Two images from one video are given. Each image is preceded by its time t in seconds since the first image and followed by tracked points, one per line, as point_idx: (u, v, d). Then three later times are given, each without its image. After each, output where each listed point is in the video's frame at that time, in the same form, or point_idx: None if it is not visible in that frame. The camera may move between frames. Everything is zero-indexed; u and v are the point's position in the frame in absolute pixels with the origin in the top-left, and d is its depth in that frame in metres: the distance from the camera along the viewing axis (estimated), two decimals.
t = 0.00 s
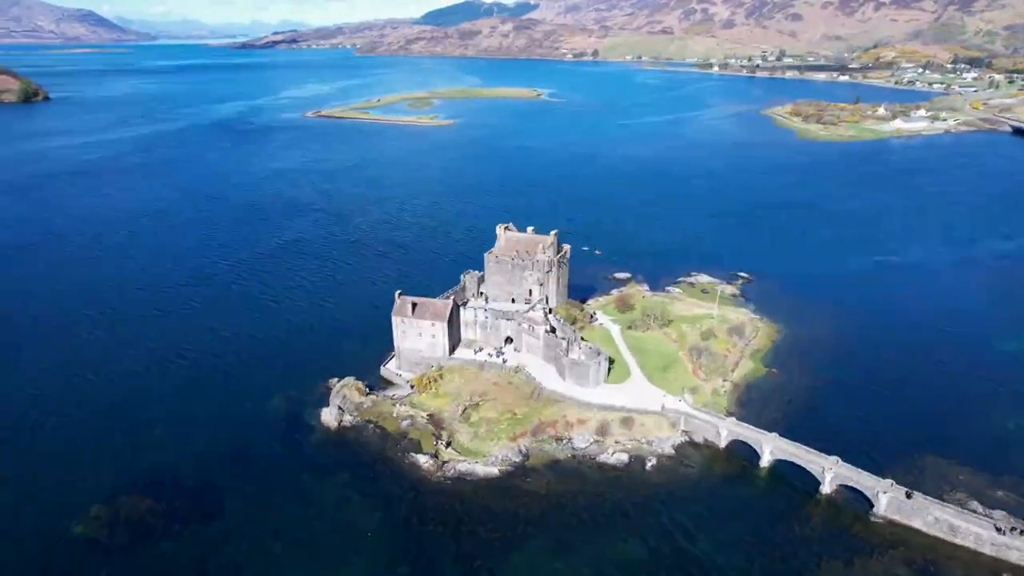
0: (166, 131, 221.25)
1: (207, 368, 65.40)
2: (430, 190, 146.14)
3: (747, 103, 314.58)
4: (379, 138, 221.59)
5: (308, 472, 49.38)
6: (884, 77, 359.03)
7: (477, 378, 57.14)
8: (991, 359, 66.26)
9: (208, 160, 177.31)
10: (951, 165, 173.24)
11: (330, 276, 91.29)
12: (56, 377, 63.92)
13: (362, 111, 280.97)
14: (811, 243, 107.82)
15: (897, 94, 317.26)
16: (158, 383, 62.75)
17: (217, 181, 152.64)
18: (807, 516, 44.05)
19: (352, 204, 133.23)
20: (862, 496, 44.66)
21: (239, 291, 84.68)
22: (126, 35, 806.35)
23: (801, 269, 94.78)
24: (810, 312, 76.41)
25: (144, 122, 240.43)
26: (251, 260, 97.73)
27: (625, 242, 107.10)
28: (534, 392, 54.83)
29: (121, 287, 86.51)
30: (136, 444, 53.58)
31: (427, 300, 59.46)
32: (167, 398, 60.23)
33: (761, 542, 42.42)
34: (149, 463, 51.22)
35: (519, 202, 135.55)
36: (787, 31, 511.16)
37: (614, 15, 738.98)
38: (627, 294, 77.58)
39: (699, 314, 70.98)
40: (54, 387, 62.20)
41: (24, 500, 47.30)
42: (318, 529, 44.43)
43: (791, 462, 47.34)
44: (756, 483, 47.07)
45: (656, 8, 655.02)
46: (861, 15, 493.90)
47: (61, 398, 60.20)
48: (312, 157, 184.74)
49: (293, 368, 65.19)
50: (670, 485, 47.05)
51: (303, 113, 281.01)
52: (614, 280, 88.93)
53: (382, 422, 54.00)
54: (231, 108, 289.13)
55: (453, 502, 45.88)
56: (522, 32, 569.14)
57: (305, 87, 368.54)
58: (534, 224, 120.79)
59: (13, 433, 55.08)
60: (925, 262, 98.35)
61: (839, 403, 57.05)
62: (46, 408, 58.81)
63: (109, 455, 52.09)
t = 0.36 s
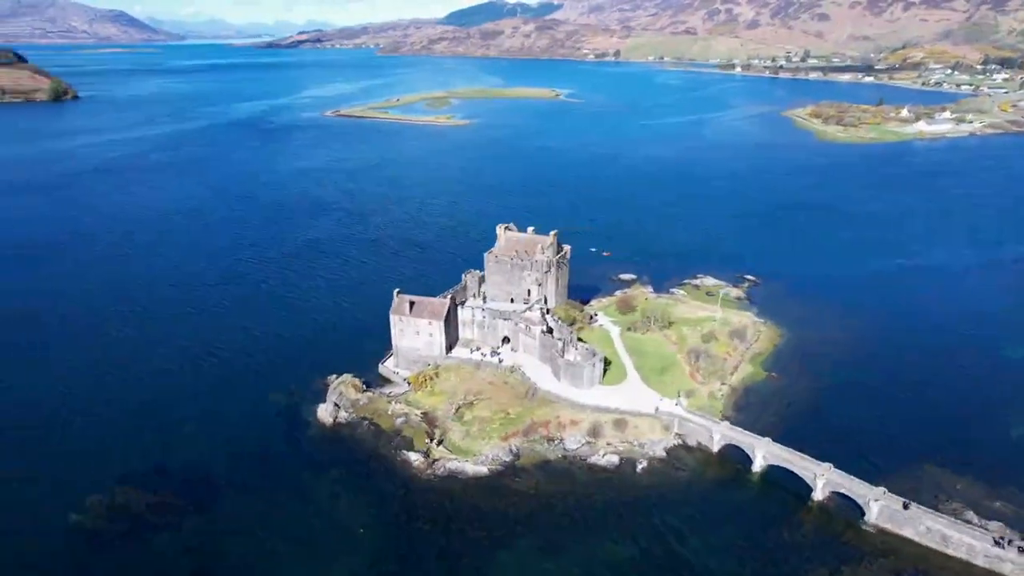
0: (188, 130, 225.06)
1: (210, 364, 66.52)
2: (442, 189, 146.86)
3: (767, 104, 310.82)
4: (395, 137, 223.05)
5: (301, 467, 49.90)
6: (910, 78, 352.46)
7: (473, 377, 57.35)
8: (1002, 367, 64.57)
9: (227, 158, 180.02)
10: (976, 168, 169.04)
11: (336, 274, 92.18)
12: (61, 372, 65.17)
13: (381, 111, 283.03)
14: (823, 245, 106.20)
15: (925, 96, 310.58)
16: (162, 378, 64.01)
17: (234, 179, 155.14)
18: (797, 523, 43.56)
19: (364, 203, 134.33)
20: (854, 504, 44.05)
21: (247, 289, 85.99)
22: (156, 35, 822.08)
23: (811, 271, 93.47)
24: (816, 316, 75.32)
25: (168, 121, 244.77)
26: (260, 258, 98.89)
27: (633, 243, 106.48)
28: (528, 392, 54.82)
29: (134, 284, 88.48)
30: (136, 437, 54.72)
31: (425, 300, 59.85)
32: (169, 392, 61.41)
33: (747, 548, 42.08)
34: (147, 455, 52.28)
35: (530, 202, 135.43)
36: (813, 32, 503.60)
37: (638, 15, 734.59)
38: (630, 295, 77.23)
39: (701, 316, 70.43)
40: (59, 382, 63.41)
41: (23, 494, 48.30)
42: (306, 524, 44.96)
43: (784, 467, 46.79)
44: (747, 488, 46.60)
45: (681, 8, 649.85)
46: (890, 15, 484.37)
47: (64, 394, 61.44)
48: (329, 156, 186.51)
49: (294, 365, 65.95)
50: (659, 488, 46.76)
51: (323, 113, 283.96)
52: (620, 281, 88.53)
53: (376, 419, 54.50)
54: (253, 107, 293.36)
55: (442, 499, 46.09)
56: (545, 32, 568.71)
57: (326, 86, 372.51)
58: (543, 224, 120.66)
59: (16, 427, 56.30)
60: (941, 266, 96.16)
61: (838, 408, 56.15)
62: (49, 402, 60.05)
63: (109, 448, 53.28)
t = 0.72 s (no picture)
0: (208, 128, 228.46)
1: (213, 359, 67.54)
2: (453, 188, 147.31)
3: (788, 106, 306.70)
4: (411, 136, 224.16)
5: (295, 462, 50.48)
6: (936, 79, 345.47)
7: (469, 376, 57.53)
8: (1010, 375, 63.10)
9: (244, 156, 182.50)
10: (1000, 171, 165.15)
11: (343, 273, 92.97)
12: (68, 366, 66.52)
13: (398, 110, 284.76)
14: (834, 248, 104.70)
15: (951, 97, 304.15)
16: (166, 372, 65.20)
17: (249, 177, 157.17)
18: (787, 528, 43.09)
19: (375, 201, 135.25)
20: (847, 510, 43.50)
21: (254, 286, 87.17)
22: (183, 35, 835.12)
23: (819, 274, 92.21)
24: (821, 320, 74.29)
25: (189, 120, 248.60)
26: (269, 256, 100.05)
27: (641, 244, 105.96)
28: (523, 392, 54.85)
29: (145, 279, 90.16)
30: (137, 429, 55.82)
31: (423, 298, 60.14)
32: (172, 386, 62.51)
33: (733, 551, 41.72)
34: (146, 448, 53.27)
35: (540, 202, 135.29)
36: (838, 32, 495.87)
37: (660, 15, 729.64)
38: (632, 297, 76.86)
39: (703, 318, 69.86)
40: (65, 376, 64.74)
41: (25, 483, 49.44)
42: (296, 518, 45.47)
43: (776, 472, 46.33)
44: (738, 492, 46.20)
45: (704, 9, 644.46)
46: (918, 14, 474.92)
47: (70, 387, 62.70)
48: (344, 154, 188.09)
49: (295, 362, 66.71)
50: (649, 490, 46.50)
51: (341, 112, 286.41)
52: (624, 282, 88.15)
53: (372, 416, 54.92)
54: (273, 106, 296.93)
55: (430, 497, 46.29)
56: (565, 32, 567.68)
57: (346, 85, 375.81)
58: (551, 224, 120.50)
59: (22, 419, 57.62)
60: (954, 271, 94.18)
61: (837, 414, 55.34)
62: (55, 395, 61.33)
63: (110, 440, 54.39)
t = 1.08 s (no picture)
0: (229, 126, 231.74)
1: (218, 352, 68.86)
2: (466, 187, 147.88)
3: (810, 107, 302.05)
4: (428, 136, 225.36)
5: (291, 457, 51.03)
6: (965, 80, 337.65)
7: (464, 375, 57.72)
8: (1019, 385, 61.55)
9: (262, 154, 185.15)
10: None
11: (350, 271, 93.84)
12: (74, 357, 67.89)
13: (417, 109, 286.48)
14: (845, 251, 103.09)
15: (981, 99, 297.10)
16: (170, 364, 66.44)
17: (266, 174, 159.44)
18: (775, 534, 42.63)
19: (386, 200, 136.16)
20: (836, 517, 42.96)
21: (262, 282, 88.33)
22: (212, 34, 848.35)
23: (827, 277, 90.94)
24: (826, 324, 73.25)
25: (211, 118, 252.41)
26: (278, 253, 101.14)
27: (648, 245, 105.30)
28: (517, 391, 54.82)
29: (157, 273, 91.92)
30: (139, 419, 56.96)
31: (421, 297, 60.48)
32: (175, 378, 63.69)
33: (719, 556, 41.37)
34: (146, 437, 54.34)
35: (551, 201, 135.05)
36: (866, 32, 487.13)
37: (685, 16, 724.27)
38: (636, 298, 76.47)
39: (705, 321, 69.22)
40: (71, 366, 66.12)
41: (29, 468, 50.72)
42: (286, 510, 45.98)
43: (767, 477, 45.85)
44: (728, 497, 45.76)
45: (729, 9, 638.25)
46: (949, 14, 464.71)
47: (75, 378, 63.99)
48: (360, 153, 189.68)
49: (296, 358, 67.54)
50: (638, 492, 46.28)
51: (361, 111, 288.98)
52: (629, 284, 87.81)
53: (367, 413, 55.44)
54: (294, 105, 300.66)
55: (418, 493, 46.61)
56: (588, 32, 566.29)
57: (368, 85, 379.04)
58: (561, 223, 120.31)
59: (27, 408, 58.87)
60: (970, 277, 92.07)
61: (835, 419, 54.47)
62: (60, 385, 62.62)
63: (111, 428, 55.57)
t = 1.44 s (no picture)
0: (249, 125, 235.25)
1: (222, 347, 69.93)
2: (478, 186, 148.20)
3: (833, 109, 297.60)
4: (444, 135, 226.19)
5: (285, 451, 51.68)
6: (995, 82, 330.23)
7: (460, 374, 57.97)
8: None
9: (279, 152, 187.51)
10: None
11: (357, 269, 94.70)
12: (79, 349, 69.26)
13: (435, 109, 287.75)
14: (856, 255, 101.62)
15: (1012, 101, 289.96)
16: (174, 357, 67.64)
17: (282, 172, 161.42)
18: (762, 540, 42.23)
19: (398, 198, 136.94)
20: (825, 524, 42.43)
21: (269, 279, 89.51)
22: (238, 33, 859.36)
23: (835, 280, 89.83)
24: (830, 329, 72.19)
25: (232, 116, 256.16)
26: (287, 250, 102.34)
27: (656, 246, 104.75)
28: (511, 391, 55.01)
29: (169, 269, 93.67)
30: (140, 411, 58.10)
31: (419, 295, 60.80)
32: (178, 371, 64.86)
33: (704, 560, 41.04)
34: (145, 429, 55.41)
35: (562, 201, 134.78)
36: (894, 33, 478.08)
37: (709, 16, 717.45)
38: (638, 300, 76.16)
39: (706, 323, 68.66)
40: (75, 359, 67.40)
41: (31, 456, 51.98)
42: (277, 503, 46.56)
43: (757, 482, 45.39)
44: (717, 501, 45.39)
45: (754, 9, 630.92)
46: (981, 14, 454.26)
47: (79, 369, 65.24)
48: (376, 152, 191.01)
49: (297, 354, 68.37)
50: (626, 494, 46.11)
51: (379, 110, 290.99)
52: (634, 285, 87.50)
53: (362, 409, 55.98)
54: (315, 104, 303.84)
55: (408, 490, 46.94)
56: (610, 32, 563.60)
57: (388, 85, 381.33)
58: (570, 223, 120.03)
59: (29, 399, 60.15)
60: (985, 282, 90.04)
61: (832, 425, 53.70)
62: (64, 377, 63.91)
63: (112, 419, 56.78)
